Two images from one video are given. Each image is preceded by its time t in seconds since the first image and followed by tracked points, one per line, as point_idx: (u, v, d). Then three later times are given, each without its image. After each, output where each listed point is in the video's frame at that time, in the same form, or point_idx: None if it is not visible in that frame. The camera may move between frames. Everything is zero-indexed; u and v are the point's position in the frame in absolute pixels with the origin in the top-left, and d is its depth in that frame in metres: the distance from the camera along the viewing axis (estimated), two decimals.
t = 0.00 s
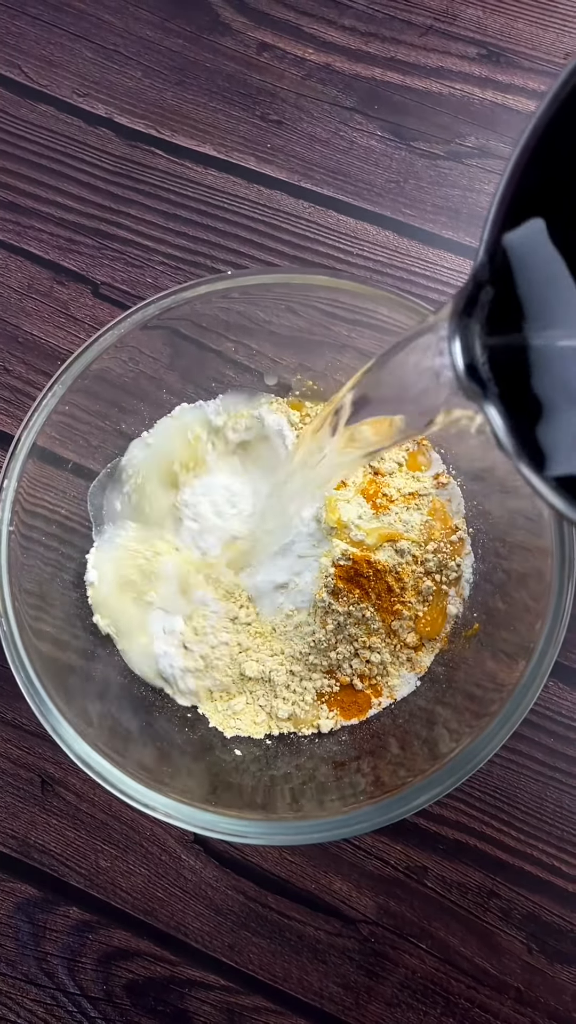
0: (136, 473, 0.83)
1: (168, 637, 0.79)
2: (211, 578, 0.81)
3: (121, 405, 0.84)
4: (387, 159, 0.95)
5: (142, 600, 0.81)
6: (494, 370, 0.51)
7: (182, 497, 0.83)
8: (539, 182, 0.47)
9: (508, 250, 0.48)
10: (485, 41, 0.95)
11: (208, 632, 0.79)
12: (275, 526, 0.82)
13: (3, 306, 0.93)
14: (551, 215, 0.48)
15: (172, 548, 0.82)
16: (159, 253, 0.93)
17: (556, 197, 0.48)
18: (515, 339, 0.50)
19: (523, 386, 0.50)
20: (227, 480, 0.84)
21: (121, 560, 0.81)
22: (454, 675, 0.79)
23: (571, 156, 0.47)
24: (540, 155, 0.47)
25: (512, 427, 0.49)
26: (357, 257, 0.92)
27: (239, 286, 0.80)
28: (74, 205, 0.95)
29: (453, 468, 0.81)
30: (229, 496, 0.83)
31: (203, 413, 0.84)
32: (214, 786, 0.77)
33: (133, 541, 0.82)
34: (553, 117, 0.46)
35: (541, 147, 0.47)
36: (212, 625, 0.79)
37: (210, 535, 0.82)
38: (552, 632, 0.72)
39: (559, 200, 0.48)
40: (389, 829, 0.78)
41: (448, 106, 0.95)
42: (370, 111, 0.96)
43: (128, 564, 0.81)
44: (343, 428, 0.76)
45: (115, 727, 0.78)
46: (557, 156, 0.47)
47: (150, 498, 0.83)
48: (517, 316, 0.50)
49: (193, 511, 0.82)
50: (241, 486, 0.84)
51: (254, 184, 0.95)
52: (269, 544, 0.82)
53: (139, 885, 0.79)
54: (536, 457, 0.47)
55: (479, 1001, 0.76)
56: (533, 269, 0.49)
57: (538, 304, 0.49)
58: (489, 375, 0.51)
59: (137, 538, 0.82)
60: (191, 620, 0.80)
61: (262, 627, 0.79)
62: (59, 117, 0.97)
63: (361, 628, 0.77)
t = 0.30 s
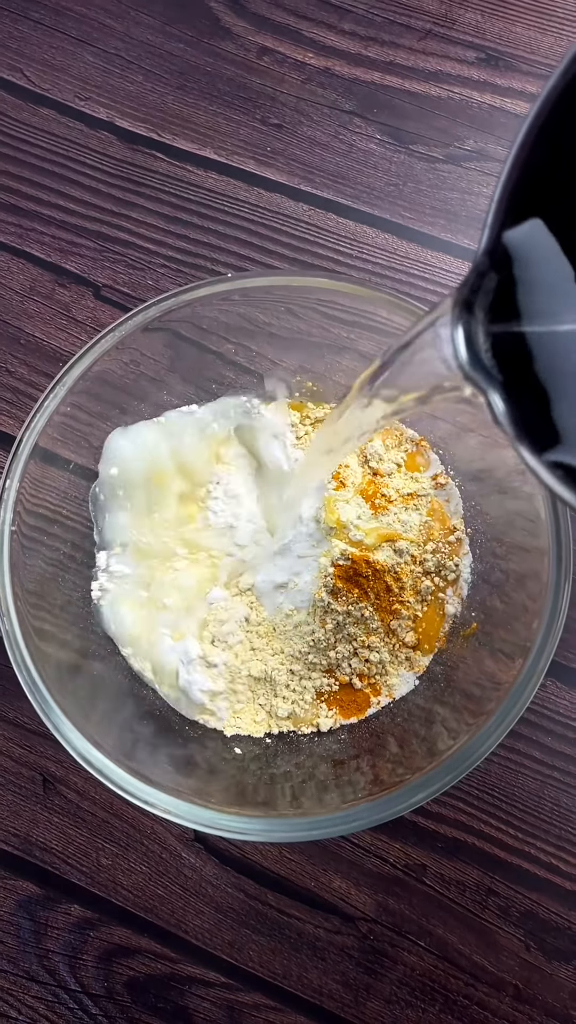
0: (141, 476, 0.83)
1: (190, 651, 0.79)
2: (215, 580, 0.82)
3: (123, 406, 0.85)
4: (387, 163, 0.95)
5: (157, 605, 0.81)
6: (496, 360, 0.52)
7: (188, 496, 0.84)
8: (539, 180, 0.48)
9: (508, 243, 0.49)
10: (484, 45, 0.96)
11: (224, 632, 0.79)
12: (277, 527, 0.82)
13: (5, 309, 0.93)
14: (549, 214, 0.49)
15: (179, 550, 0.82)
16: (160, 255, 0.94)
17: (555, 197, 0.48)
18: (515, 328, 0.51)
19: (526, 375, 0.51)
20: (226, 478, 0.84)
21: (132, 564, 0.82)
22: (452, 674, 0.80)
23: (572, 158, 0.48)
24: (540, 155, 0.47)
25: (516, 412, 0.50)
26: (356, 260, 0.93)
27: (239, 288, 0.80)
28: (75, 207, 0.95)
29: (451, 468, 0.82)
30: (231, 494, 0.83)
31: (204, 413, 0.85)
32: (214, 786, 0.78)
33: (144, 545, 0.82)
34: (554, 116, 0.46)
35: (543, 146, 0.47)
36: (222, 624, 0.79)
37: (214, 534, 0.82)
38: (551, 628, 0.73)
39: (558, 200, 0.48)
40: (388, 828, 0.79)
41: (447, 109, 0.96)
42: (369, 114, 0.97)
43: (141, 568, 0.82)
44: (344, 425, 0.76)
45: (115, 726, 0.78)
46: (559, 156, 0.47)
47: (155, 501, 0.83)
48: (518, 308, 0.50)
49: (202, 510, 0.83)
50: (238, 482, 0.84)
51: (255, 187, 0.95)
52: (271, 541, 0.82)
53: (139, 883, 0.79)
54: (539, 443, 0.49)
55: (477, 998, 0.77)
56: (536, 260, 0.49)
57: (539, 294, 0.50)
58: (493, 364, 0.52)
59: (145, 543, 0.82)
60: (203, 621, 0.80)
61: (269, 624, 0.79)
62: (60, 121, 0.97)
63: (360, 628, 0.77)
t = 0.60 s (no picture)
0: (142, 483, 0.83)
1: (210, 661, 0.79)
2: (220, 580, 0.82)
3: (125, 407, 0.85)
4: (387, 165, 0.96)
5: (166, 609, 0.82)
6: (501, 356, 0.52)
7: (182, 497, 0.83)
8: (545, 171, 0.48)
9: (514, 235, 0.49)
10: (483, 48, 0.96)
11: (231, 632, 0.79)
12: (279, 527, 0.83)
13: (8, 310, 0.94)
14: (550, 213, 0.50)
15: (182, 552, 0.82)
16: (162, 257, 0.95)
17: (556, 197, 0.49)
18: (523, 323, 0.51)
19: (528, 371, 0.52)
20: (217, 477, 0.84)
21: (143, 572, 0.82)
22: (451, 674, 0.81)
23: None
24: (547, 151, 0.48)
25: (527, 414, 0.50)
26: (356, 262, 0.93)
27: (240, 290, 0.81)
28: (77, 209, 0.96)
29: (451, 468, 0.83)
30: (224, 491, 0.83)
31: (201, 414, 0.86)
32: (215, 785, 0.78)
33: (150, 550, 0.83)
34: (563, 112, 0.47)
35: (550, 140, 0.47)
36: (228, 623, 0.80)
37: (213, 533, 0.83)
38: (549, 625, 0.73)
39: (556, 200, 0.49)
40: (388, 826, 0.79)
41: (446, 113, 0.96)
42: (370, 117, 0.97)
43: (149, 573, 0.82)
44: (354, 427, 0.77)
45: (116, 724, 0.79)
46: (564, 153, 0.48)
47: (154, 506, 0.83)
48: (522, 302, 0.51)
49: (196, 510, 0.83)
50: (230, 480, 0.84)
51: (256, 190, 0.96)
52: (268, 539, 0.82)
53: (140, 882, 0.80)
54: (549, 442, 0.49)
55: (477, 996, 0.77)
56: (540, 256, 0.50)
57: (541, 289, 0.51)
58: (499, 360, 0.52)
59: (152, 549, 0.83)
60: (210, 623, 0.80)
61: (270, 620, 0.80)
62: (63, 124, 0.98)
63: (360, 627, 0.77)
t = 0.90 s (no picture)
0: (146, 489, 0.85)
1: (218, 669, 0.80)
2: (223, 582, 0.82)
3: (126, 407, 0.86)
4: (387, 167, 0.97)
5: (170, 613, 0.83)
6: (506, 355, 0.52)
7: (181, 504, 0.85)
8: (548, 174, 0.49)
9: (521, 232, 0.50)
10: (483, 51, 0.97)
11: (234, 636, 0.80)
12: (281, 528, 0.84)
13: (10, 311, 0.95)
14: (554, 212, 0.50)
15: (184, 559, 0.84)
16: (163, 258, 0.95)
17: (558, 197, 0.50)
18: (525, 322, 0.51)
19: (535, 371, 0.51)
20: (216, 481, 0.86)
21: (147, 581, 0.84)
22: (450, 673, 0.81)
23: None
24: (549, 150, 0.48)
25: (530, 413, 0.50)
26: (357, 263, 0.94)
27: (241, 291, 0.81)
28: (79, 211, 0.97)
29: (449, 468, 0.84)
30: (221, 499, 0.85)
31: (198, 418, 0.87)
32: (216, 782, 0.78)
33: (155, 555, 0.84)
34: (567, 111, 0.48)
35: (554, 140, 0.48)
36: (230, 625, 0.81)
37: (214, 537, 0.84)
38: (547, 625, 0.73)
39: (558, 199, 0.50)
40: (387, 824, 0.80)
41: (446, 115, 0.97)
42: (370, 120, 0.98)
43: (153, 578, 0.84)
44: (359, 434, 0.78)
45: (117, 722, 0.79)
46: (565, 153, 0.49)
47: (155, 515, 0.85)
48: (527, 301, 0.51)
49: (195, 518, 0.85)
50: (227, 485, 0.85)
51: (256, 192, 0.96)
52: (266, 543, 0.83)
53: (141, 879, 0.80)
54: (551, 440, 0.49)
55: (476, 993, 0.77)
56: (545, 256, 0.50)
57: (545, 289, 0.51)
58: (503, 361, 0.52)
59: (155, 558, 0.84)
60: (213, 626, 0.82)
61: (272, 622, 0.80)
62: (65, 126, 0.99)
63: (359, 626, 0.78)
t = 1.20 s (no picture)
0: (147, 490, 0.86)
1: (222, 674, 0.80)
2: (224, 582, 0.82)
3: (126, 406, 0.87)
4: (387, 169, 0.97)
5: (170, 615, 0.82)
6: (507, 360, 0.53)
7: (180, 505, 0.85)
8: (548, 177, 0.51)
9: (521, 236, 0.51)
10: (483, 53, 0.97)
11: (236, 639, 0.80)
12: (279, 527, 0.84)
13: (11, 311, 0.95)
14: (558, 214, 0.52)
15: (185, 561, 0.84)
16: (163, 258, 0.96)
17: (559, 197, 0.52)
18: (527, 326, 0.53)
19: (537, 375, 0.53)
20: (212, 479, 0.85)
21: (148, 585, 0.83)
22: (447, 671, 0.82)
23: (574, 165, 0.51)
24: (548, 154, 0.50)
25: (529, 420, 0.51)
26: (356, 263, 0.94)
27: (240, 290, 0.82)
28: (79, 211, 0.97)
29: (448, 468, 0.84)
30: (219, 499, 0.85)
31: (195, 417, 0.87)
32: (216, 778, 0.79)
33: (153, 555, 0.84)
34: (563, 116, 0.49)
35: (552, 146, 0.50)
36: (231, 625, 0.81)
37: (213, 537, 0.84)
38: (543, 624, 0.74)
39: (559, 201, 0.52)
40: (385, 821, 0.80)
41: (446, 116, 0.97)
42: (369, 121, 0.98)
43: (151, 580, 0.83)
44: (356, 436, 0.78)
45: (117, 720, 0.80)
46: (565, 156, 0.50)
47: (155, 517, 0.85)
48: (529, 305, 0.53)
49: (193, 520, 0.84)
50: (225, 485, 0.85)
51: (256, 192, 0.97)
52: (266, 544, 0.83)
53: (139, 876, 0.81)
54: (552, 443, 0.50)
55: (473, 990, 0.78)
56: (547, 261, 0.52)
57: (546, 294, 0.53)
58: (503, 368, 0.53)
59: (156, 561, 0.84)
60: (212, 627, 0.81)
61: (273, 623, 0.81)
62: (66, 128, 0.99)
63: (358, 625, 0.78)
